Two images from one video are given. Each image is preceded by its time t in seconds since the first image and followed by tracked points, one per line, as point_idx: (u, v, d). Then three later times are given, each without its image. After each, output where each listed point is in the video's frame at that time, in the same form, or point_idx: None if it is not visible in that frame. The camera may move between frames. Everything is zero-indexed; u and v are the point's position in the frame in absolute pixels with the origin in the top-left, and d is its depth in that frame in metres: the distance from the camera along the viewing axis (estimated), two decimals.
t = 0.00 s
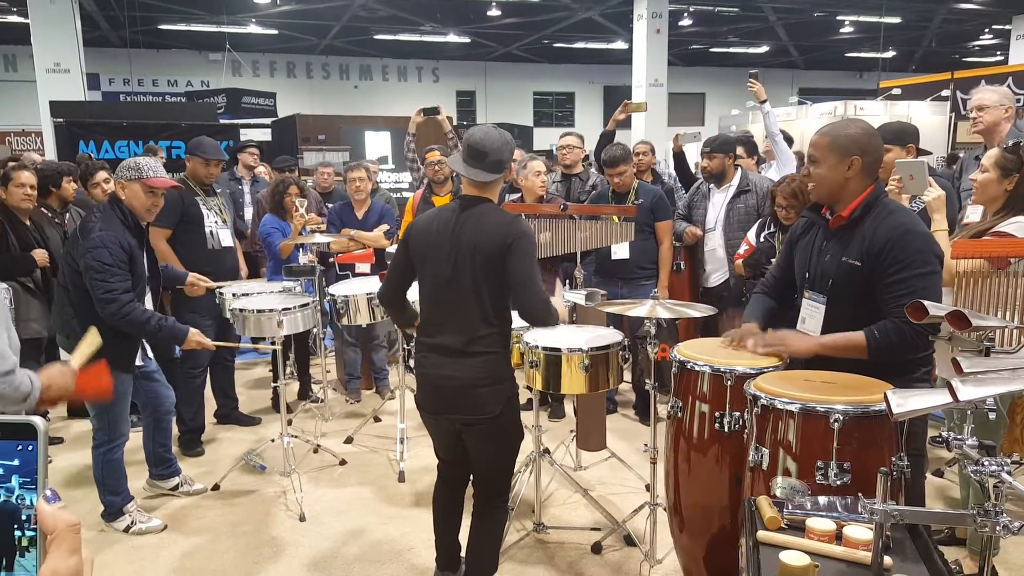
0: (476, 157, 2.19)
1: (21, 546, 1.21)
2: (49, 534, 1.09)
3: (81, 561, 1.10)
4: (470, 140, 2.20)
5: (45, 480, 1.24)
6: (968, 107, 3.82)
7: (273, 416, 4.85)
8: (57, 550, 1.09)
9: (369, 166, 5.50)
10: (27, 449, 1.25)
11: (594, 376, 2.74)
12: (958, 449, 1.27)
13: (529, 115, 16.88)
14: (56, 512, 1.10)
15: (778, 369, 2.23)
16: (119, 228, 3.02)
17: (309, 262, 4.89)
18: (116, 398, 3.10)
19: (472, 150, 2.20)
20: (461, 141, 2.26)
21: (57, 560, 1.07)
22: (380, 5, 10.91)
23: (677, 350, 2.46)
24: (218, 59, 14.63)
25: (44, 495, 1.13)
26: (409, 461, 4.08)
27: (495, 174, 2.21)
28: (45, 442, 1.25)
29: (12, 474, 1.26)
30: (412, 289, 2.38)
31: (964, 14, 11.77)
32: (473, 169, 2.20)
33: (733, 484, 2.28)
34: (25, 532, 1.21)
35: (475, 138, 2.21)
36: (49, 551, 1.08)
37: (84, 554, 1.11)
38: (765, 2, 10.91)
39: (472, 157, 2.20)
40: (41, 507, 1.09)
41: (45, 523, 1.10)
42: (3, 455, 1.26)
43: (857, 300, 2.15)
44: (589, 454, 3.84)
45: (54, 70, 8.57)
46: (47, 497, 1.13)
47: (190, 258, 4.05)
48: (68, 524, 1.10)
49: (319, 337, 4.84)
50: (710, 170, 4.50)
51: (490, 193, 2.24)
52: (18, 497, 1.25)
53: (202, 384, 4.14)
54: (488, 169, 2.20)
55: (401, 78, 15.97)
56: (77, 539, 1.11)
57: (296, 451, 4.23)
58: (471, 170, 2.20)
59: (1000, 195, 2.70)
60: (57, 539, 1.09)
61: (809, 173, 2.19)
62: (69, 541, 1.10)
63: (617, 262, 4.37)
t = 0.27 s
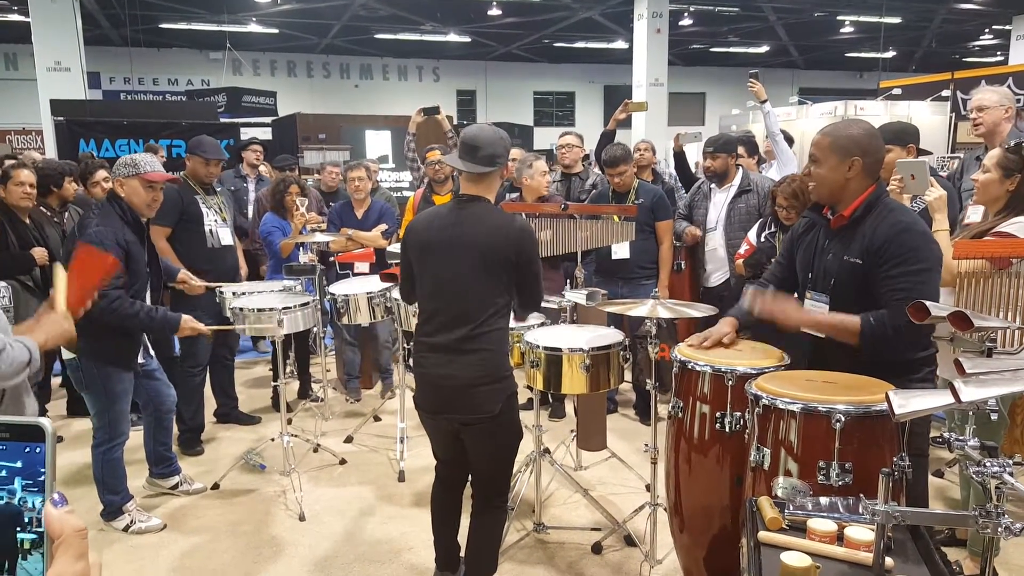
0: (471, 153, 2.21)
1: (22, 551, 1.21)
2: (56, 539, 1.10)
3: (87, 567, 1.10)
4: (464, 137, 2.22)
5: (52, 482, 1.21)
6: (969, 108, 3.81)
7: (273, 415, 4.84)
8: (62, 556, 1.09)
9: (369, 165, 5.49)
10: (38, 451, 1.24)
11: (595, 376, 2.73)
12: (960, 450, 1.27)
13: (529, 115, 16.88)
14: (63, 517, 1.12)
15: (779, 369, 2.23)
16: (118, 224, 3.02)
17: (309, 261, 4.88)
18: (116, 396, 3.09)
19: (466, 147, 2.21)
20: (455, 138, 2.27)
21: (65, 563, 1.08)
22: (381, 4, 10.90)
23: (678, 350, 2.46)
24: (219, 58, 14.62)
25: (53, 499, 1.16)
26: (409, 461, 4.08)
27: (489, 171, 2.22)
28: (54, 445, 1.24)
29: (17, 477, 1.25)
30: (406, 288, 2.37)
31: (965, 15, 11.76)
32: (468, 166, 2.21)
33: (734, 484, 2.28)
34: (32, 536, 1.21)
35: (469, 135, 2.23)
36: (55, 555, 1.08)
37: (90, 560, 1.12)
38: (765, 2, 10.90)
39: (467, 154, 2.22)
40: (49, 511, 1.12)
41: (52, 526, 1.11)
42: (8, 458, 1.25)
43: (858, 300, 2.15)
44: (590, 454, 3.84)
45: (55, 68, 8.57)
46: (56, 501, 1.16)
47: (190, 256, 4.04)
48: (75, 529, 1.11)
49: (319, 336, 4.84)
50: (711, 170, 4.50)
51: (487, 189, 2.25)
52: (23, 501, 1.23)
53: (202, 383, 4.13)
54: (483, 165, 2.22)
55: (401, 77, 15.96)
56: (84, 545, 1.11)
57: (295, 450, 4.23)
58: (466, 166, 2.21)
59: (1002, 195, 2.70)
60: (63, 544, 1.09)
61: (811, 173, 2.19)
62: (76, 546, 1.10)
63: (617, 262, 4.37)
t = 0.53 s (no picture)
0: (465, 154, 2.22)
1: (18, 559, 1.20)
2: (59, 547, 1.11)
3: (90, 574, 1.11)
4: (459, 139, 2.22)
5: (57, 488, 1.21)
6: (965, 109, 3.82)
7: (271, 416, 4.84)
8: (66, 564, 1.10)
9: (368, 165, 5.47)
10: (39, 457, 1.23)
11: (593, 375, 2.74)
12: (958, 450, 1.27)
13: (527, 115, 16.89)
14: (67, 525, 1.12)
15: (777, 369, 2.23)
16: (113, 222, 3.02)
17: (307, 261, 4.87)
18: (113, 395, 3.09)
19: (462, 148, 2.22)
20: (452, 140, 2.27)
21: (67, 571, 1.09)
22: (379, 4, 10.88)
23: (676, 349, 2.46)
24: (216, 58, 14.60)
25: (55, 506, 1.15)
26: (407, 462, 4.08)
27: (484, 172, 2.22)
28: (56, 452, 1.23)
29: (12, 483, 1.24)
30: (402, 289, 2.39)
31: (962, 16, 11.78)
32: (463, 167, 2.21)
33: (733, 484, 2.28)
34: (28, 542, 1.20)
35: (465, 137, 2.24)
36: (59, 564, 1.09)
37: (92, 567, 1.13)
38: (763, 2, 10.91)
39: (462, 155, 2.22)
40: (51, 519, 1.11)
41: (55, 534, 1.11)
42: (5, 464, 1.25)
43: (856, 299, 2.15)
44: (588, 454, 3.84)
45: (52, 68, 8.55)
46: (59, 507, 1.14)
47: (188, 256, 4.03)
48: (79, 538, 1.12)
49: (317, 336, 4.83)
50: (709, 170, 4.50)
51: (483, 191, 2.24)
52: (20, 506, 1.22)
53: (199, 384, 4.13)
54: (478, 166, 2.21)
55: (399, 77, 15.95)
56: (87, 553, 1.12)
57: (293, 451, 4.22)
58: (461, 167, 2.21)
59: (1000, 195, 2.70)
60: (67, 553, 1.10)
61: (815, 169, 2.20)
62: (79, 554, 1.11)
63: (615, 262, 4.37)
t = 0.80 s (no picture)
0: (467, 152, 2.23)
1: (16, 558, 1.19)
2: (63, 546, 1.09)
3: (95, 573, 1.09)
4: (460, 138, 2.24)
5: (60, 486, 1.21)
6: (962, 109, 3.83)
7: (268, 415, 4.83)
8: (69, 563, 1.08)
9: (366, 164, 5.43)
10: (41, 455, 1.23)
11: (591, 375, 2.74)
12: (955, 449, 1.27)
13: (525, 114, 16.90)
14: (71, 522, 1.11)
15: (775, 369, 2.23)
16: (107, 217, 3.01)
17: (305, 260, 4.86)
18: (110, 393, 3.08)
19: (463, 145, 2.23)
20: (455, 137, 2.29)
21: (71, 570, 1.07)
22: (377, 3, 10.87)
23: (674, 349, 2.46)
24: (214, 57, 14.57)
25: (60, 505, 1.13)
26: (405, 461, 4.08)
27: (484, 171, 2.24)
28: (59, 450, 1.23)
29: (12, 482, 1.23)
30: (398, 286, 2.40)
31: (959, 16, 11.81)
32: (464, 164, 2.22)
33: (730, 483, 2.28)
34: (27, 540, 1.19)
35: (465, 137, 2.26)
36: (62, 562, 1.07)
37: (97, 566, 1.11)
38: (761, 2, 10.92)
39: (464, 153, 2.24)
40: (56, 517, 1.10)
41: (59, 533, 1.10)
42: (5, 462, 1.24)
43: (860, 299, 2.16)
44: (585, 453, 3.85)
45: (49, 66, 8.52)
46: (64, 506, 1.13)
47: (185, 255, 4.02)
48: (83, 536, 1.10)
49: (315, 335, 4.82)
50: (707, 170, 4.50)
51: (483, 189, 2.25)
52: (18, 504, 1.22)
53: (197, 383, 4.12)
54: (478, 165, 2.23)
55: (397, 77, 15.94)
56: (92, 552, 1.10)
57: (291, 450, 4.22)
58: (462, 164, 2.22)
59: (998, 195, 2.71)
60: (71, 551, 1.08)
61: (811, 172, 2.19)
62: (82, 553, 1.09)
63: (613, 262, 4.37)
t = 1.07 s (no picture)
0: (475, 155, 2.21)
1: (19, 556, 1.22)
2: (67, 546, 1.13)
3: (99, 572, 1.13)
4: (468, 140, 2.23)
5: (63, 485, 1.22)
6: (959, 107, 3.83)
7: (266, 415, 4.83)
8: (75, 561, 1.12)
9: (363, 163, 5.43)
10: (44, 454, 1.24)
11: (589, 374, 2.73)
12: (952, 447, 1.27)
13: (522, 113, 16.90)
14: (76, 523, 1.15)
15: (771, 368, 2.24)
16: (109, 214, 3.01)
17: (302, 260, 4.86)
18: (107, 393, 3.07)
19: (471, 148, 2.21)
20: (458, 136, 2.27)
21: (77, 568, 1.11)
22: (374, 2, 10.85)
23: (671, 348, 2.47)
24: (211, 56, 14.55)
25: (65, 504, 1.17)
26: (403, 460, 4.08)
27: (491, 176, 2.24)
28: (63, 449, 1.24)
29: (15, 480, 1.24)
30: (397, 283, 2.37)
31: (956, 14, 11.82)
32: (468, 167, 2.20)
33: (728, 481, 2.28)
34: (28, 539, 1.22)
35: (471, 139, 2.24)
36: (68, 561, 1.11)
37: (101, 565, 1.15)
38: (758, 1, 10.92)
39: (472, 155, 2.22)
40: (61, 518, 1.14)
41: (64, 534, 1.14)
42: (8, 461, 1.24)
43: (854, 299, 2.16)
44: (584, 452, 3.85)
45: (45, 67, 8.50)
46: (68, 506, 1.17)
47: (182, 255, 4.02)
48: (88, 535, 1.14)
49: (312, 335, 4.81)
50: (705, 169, 4.50)
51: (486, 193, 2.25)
52: (17, 503, 1.24)
53: (195, 383, 4.11)
54: (486, 169, 2.22)
55: (394, 76, 15.93)
56: (97, 551, 1.14)
57: (289, 450, 4.21)
58: (469, 167, 2.21)
59: (995, 194, 2.71)
60: (76, 551, 1.12)
61: (804, 171, 2.19)
62: (87, 551, 1.13)
63: (611, 261, 4.37)
